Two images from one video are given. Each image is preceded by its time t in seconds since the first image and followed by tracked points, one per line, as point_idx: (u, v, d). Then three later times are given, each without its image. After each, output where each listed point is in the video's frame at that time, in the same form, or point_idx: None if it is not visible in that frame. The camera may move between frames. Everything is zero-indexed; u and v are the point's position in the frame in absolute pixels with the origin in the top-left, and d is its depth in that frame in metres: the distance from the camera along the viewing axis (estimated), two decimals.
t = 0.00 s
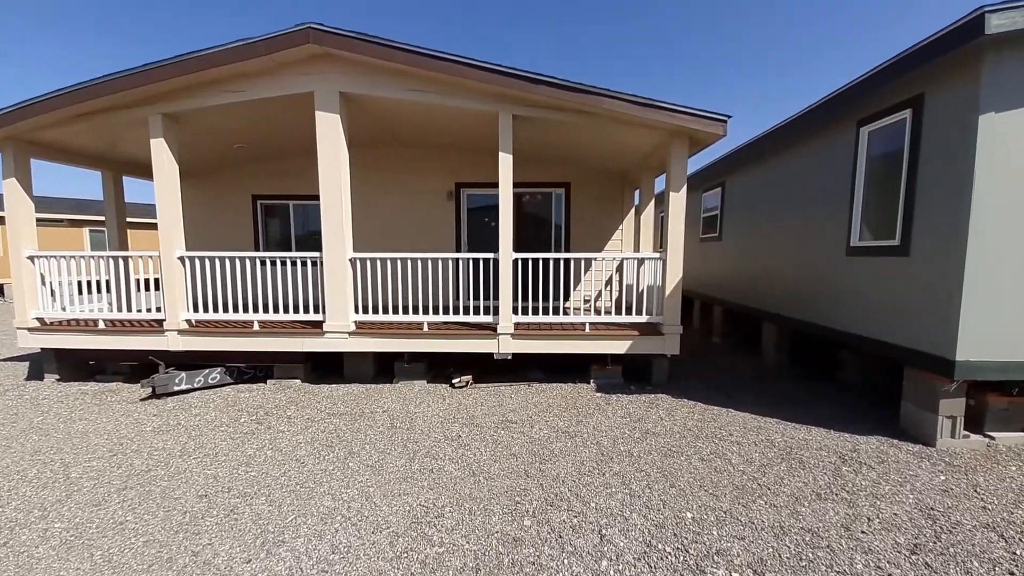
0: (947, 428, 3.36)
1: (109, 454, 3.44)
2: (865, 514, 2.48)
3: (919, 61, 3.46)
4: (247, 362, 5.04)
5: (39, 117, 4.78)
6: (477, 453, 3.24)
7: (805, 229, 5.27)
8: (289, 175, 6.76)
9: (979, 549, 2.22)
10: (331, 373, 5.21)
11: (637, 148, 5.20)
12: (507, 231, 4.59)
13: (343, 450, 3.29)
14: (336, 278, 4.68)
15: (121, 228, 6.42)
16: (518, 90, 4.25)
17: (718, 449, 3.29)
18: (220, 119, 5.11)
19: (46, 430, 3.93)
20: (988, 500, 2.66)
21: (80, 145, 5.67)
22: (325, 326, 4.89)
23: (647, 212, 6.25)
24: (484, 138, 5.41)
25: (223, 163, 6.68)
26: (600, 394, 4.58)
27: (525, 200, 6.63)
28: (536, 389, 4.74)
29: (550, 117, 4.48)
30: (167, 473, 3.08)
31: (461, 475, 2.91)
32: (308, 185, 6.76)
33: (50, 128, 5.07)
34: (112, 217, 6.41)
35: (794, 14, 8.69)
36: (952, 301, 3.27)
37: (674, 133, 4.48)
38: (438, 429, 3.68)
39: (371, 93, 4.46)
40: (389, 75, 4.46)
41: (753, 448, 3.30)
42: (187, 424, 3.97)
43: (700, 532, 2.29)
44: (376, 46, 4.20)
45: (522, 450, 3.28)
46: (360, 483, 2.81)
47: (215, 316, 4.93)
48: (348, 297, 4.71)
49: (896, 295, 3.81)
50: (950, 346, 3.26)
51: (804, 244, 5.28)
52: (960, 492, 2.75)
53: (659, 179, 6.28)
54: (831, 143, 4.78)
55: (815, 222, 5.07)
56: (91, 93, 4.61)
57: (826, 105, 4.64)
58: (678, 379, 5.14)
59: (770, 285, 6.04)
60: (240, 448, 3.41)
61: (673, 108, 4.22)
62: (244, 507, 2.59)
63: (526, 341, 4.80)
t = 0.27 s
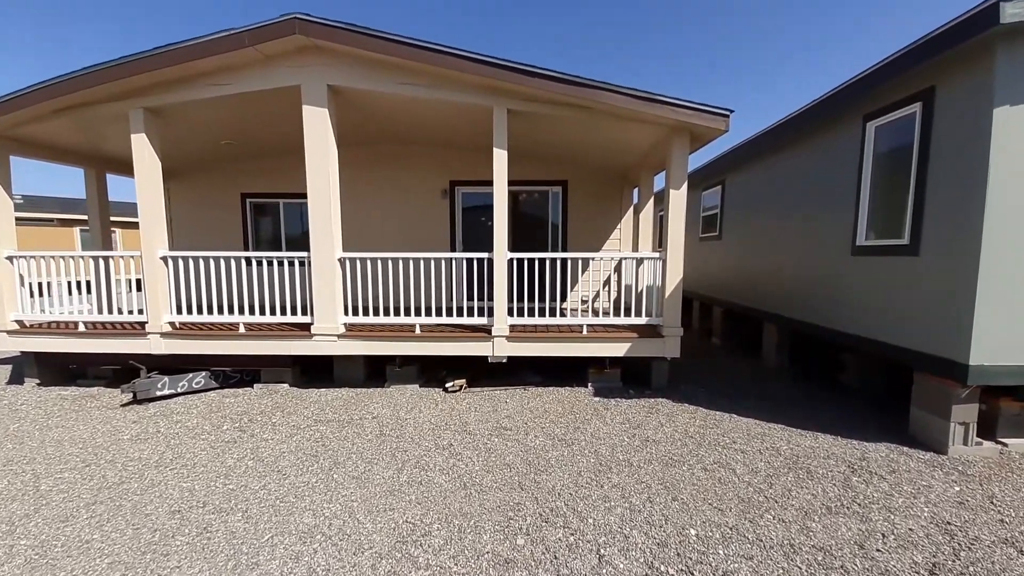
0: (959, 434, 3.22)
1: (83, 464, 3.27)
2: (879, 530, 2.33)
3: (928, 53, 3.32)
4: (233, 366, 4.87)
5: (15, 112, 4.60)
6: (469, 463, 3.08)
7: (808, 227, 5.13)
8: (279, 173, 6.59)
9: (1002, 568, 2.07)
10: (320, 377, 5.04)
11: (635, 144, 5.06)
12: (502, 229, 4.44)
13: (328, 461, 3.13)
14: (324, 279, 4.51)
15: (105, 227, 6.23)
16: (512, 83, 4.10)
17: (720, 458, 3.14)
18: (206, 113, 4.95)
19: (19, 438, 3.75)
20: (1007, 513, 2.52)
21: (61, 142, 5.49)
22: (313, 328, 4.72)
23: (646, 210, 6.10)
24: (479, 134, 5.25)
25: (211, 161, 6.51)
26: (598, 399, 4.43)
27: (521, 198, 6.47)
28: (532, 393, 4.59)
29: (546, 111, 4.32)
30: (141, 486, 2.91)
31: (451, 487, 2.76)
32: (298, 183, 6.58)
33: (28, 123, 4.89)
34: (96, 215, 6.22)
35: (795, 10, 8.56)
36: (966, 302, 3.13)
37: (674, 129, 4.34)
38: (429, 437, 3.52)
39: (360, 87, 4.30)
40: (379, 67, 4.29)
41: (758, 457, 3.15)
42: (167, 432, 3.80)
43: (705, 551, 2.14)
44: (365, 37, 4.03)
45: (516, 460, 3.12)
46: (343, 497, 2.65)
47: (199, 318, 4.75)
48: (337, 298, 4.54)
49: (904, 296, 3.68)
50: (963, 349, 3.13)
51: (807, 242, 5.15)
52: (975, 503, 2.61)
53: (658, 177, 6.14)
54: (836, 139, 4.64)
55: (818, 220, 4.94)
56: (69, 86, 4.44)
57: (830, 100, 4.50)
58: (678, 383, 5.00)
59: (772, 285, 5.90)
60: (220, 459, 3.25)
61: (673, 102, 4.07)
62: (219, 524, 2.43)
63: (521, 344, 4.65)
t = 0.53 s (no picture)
0: (968, 443, 3.09)
1: (53, 477, 3.12)
2: (888, 548, 2.20)
3: (934, 47, 3.21)
4: (217, 371, 4.72)
5: None
6: (457, 475, 2.94)
7: (809, 228, 5.01)
8: (268, 172, 6.44)
9: None
10: (308, 383, 4.88)
11: (632, 143, 4.93)
12: (494, 230, 4.30)
13: (309, 473, 2.98)
14: (311, 282, 4.35)
15: (88, 228, 6.06)
16: (504, 79, 3.96)
17: (720, 468, 3.00)
18: (189, 110, 4.80)
19: None
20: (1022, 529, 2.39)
21: (41, 140, 5.33)
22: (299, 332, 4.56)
23: (643, 210, 5.97)
24: (471, 132, 5.11)
25: (198, 160, 6.35)
26: (594, 405, 4.29)
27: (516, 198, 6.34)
28: (525, 399, 4.45)
29: (539, 108, 4.19)
30: (111, 501, 2.77)
31: (437, 502, 2.61)
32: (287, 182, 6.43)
33: (6, 121, 4.74)
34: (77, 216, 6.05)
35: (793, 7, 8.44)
36: (975, 305, 3.01)
37: (672, 126, 4.21)
38: (417, 446, 3.38)
39: (347, 82, 4.15)
40: (367, 63, 4.15)
41: (759, 467, 3.02)
42: (144, 441, 3.65)
43: (704, 573, 2.01)
44: (351, 30, 3.89)
45: (507, 472, 2.98)
46: (323, 514, 2.51)
47: (181, 322, 4.61)
48: (324, 301, 4.39)
49: (909, 299, 3.56)
50: (972, 354, 3.01)
51: (808, 243, 5.03)
52: (987, 517, 2.48)
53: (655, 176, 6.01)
54: (838, 137, 4.51)
55: (819, 220, 4.82)
56: (46, 83, 4.29)
57: (832, 96, 4.38)
58: (677, 387, 4.87)
59: (772, 286, 5.78)
60: (197, 471, 3.10)
61: (671, 98, 3.94)
62: (188, 544, 2.29)
63: (515, 348, 4.50)
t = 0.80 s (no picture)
0: (966, 448, 3.00)
1: (17, 485, 3.00)
2: (883, 561, 2.10)
3: (930, 40, 3.12)
4: (198, 374, 4.59)
5: None
6: (438, 482, 2.82)
7: (804, 226, 4.92)
8: (255, 170, 6.32)
9: None
10: (291, 386, 4.76)
11: (624, 140, 4.82)
12: (481, 229, 4.19)
13: (284, 481, 2.87)
14: (292, 282, 4.23)
15: (68, 227, 5.93)
16: (491, 73, 3.85)
17: (711, 475, 2.90)
18: (170, 105, 4.68)
19: None
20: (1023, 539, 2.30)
21: (20, 137, 5.21)
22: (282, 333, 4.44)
23: (635, 209, 5.88)
24: (459, 128, 5.00)
25: (183, 158, 6.22)
26: (584, 408, 4.19)
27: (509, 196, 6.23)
28: (514, 402, 4.34)
29: (527, 104, 4.08)
30: (74, 511, 2.65)
31: (414, 512, 2.49)
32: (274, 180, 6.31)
33: None
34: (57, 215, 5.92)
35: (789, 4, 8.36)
36: (974, 306, 2.91)
37: (663, 122, 4.10)
38: (399, 452, 3.26)
39: (330, 77, 4.04)
40: (350, 57, 4.04)
41: (751, 473, 2.92)
42: (117, 447, 3.53)
43: None
44: (333, 23, 3.78)
45: (490, 479, 2.87)
46: (293, 526, 2.39)
47: (160, 323, 4.49)
48: (307, 301, 4.27)
49: (907, 300, 3.46)
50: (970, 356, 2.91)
51: (804, 242, 4.92)
52: (987, 526, 2.38)
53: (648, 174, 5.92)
54: (834, 133, 4.42)
55: (815, 219, 4.72)
56: (19, 77, 4.17)
57: (827, 92, 4.28)
58: (669, 390, 4.76)
59: (767, 286, 5.68)
60: (167, 479, 2.98)
61: (662, 94, 3.84)
62: (149, 559, 2.17)
63: (502, 350, 4.39)
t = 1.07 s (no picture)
0: (962, 453, 2.88)
1: None
2: None
3: (924, 29, 3.00)
4: (174, 377, 4.47)
5: None
6: (411, 490, 2.70)
7: (798, 223, 4.79)
8: (238, 167, 6.20)
9: None
10: (271, 389, 4.63)
11: (612, 134, 4.69)
12: (464, 227, 4.07)
13: (250, 490, 2.74)
14: (269, 282, 4.10)
15: (47, 226, 5.80)
16: (472, 65, 3.73)
17: (696, 482, 2.78)
18: (145, 100, 4.55)
19: None
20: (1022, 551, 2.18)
21: None
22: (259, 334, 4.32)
23: (626, 207, 5.76)
24: (444, 123, 4.87)
25: (164, 155, 6.10)
26: (570, 411, 4.06)
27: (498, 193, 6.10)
28: (499, 405, 4.21)
29: (511, 97, 3.96)
30: (29, 521, 2.53)
31: (383, 523, 2.37)
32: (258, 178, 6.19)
33: None
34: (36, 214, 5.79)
35: None
36: (971, 305, 2.79)
37: (651, 116, 3.97)
38: (374, 458, 3.13)
39: (307, 70, 3.92)
40: (327, 49, 3.91)
41: (739, 480, 2.80)
42: (84, 453, 3.41)
43: None
44: (307, 14, 3.65)
45: (465, 487, 2.74)
46: (253, 539, 2.27)
47: (134, 324, 4.37)
48: (284, 302, 4.15)
49: (902, 298, 3.34)
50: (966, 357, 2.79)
51: (797, 239, 4.80)
52: (984, 538, 2.26)
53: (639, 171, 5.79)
54: (828, 127, 4.29)
55: (809, 216, 4.60)
56: None
57: (819, 85, 4.16)
58: (659, 391, 4.64)
59: (761, 285, 5.56)
60: (130, 487, 2.86)
61: (649, 86, 3.71)
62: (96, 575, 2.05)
63: (486, 351, 4.26)
